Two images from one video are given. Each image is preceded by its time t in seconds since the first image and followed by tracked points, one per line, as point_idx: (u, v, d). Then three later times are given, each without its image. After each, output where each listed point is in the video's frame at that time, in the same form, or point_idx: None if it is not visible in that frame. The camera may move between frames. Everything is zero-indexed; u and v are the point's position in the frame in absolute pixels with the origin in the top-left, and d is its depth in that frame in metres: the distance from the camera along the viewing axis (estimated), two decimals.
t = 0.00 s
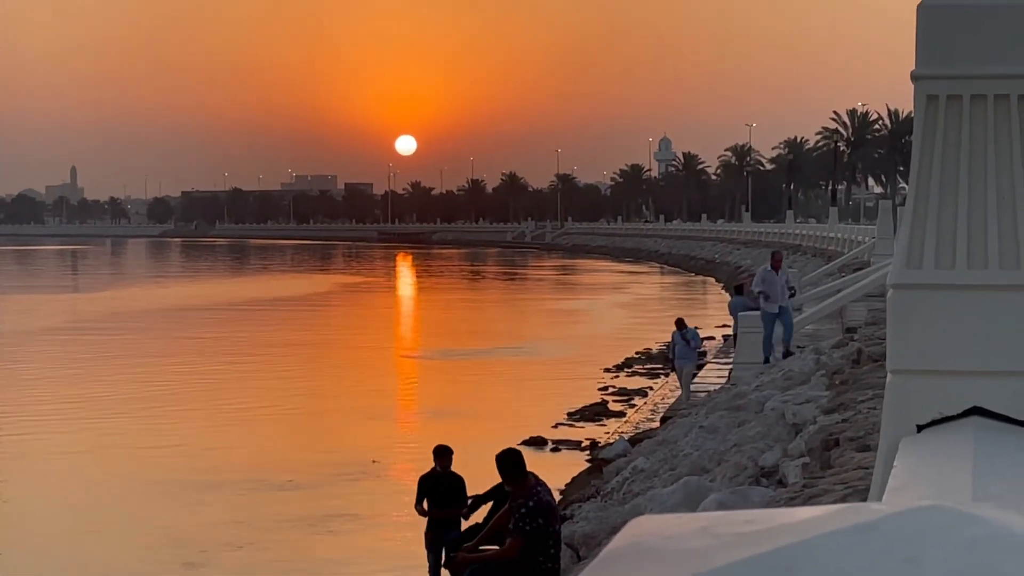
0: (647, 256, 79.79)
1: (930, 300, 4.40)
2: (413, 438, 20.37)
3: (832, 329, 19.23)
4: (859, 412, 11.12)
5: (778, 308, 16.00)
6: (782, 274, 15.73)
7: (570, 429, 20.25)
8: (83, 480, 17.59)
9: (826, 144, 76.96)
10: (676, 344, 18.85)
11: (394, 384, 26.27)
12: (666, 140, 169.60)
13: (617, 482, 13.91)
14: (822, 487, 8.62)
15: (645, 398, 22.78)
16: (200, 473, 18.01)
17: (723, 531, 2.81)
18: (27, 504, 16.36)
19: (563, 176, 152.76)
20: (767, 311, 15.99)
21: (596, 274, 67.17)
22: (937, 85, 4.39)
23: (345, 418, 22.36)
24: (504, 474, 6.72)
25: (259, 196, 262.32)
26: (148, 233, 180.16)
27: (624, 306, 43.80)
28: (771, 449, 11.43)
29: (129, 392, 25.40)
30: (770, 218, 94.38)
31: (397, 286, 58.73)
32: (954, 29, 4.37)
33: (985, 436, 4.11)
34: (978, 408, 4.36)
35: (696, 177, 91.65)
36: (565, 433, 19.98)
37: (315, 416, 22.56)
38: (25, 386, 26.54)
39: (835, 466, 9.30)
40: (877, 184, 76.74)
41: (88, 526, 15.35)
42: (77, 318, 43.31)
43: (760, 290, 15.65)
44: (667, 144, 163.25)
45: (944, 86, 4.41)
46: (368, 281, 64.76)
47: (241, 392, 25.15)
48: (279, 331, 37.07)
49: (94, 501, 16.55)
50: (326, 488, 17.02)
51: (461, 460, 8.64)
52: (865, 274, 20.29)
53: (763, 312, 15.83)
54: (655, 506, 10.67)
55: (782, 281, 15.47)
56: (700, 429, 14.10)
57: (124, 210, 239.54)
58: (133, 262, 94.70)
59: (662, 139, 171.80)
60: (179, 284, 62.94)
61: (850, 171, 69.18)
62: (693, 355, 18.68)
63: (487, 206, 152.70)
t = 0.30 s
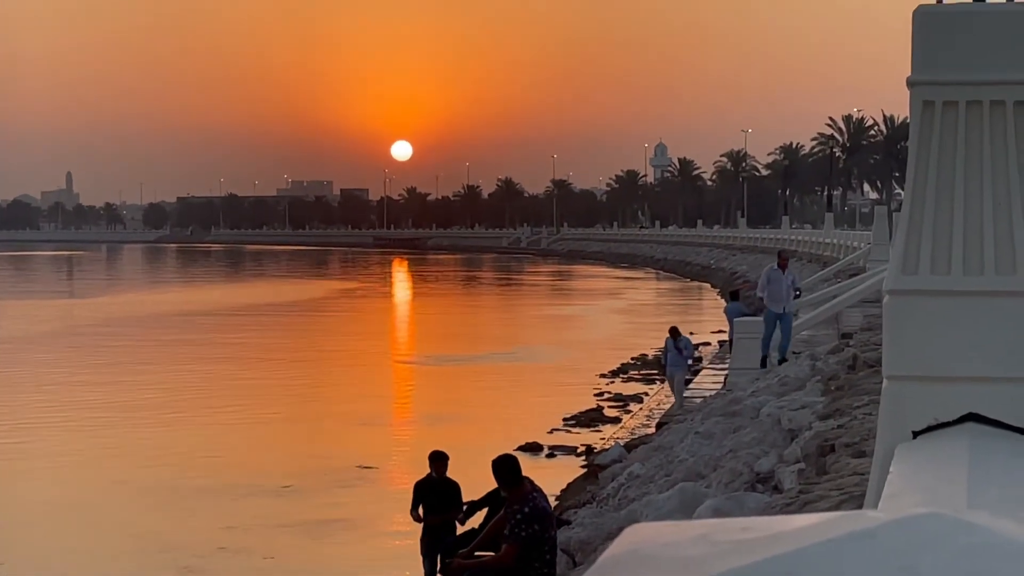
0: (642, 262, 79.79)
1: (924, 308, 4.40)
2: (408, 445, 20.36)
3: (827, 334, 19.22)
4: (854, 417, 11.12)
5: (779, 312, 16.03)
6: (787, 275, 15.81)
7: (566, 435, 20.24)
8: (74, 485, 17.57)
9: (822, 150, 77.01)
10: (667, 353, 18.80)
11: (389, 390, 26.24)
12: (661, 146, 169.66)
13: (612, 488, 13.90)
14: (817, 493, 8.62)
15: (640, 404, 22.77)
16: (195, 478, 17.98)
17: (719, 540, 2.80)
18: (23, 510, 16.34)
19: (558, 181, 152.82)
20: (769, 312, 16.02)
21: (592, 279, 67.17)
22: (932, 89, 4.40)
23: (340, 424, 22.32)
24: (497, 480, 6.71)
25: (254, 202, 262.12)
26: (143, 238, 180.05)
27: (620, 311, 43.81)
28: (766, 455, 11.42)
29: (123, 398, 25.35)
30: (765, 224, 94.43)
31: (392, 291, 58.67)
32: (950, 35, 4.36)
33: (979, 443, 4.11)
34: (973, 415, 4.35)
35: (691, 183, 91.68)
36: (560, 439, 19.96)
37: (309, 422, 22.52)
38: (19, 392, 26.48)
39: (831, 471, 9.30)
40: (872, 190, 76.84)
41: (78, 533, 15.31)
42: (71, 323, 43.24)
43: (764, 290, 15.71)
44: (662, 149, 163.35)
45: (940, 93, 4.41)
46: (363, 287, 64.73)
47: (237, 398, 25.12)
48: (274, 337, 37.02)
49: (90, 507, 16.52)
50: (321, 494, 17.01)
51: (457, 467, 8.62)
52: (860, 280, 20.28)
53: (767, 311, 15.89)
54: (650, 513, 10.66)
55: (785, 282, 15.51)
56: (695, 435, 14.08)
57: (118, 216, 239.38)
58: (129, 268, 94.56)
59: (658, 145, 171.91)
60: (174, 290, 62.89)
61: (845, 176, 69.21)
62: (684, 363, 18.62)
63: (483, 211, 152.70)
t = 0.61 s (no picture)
0: (641, 267, 79.77)
1: (923, 314, 4.41)
2: (407, 450, 20.35)
3: (826, 340, 19.21)
4: (853, 423, 11.13)
5: (780, 314, 16.06)
6: (792, 277, 15.86)
7: (565, 440, 20.22)
8: (71, 490, 17.58)
9: (821, 156, 76.99)
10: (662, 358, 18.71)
11: (388, 395, 26.24)
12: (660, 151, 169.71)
13: (611, 494, 13.89)
14: (816, 498, 8.62)
15: (639, 410, 22.76)
16: (193, 484, 17.97)
17: (717, 544, 2.81)
18: (21, 514, 16.33)
19: (557, 187, 152.86)
20: (773, 314, 16.06)
21: (590, 285, 67.18)
22: (930, 94, 4.40)
23: (338, 429, 22.32)
24: (496, 486, 6.72)
25: (253, 207, 262.09)
26: (142, 244, 180.01)
27: (617, 317, 43.77)
28: (765, 461, 11.43)
29: (120, 403, 25.35)
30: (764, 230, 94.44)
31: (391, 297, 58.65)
32: (950, 43, 4.37)
33: (978, 449, 4.12)
34: (972, 421, 4.36)
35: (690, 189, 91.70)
36: (559, 444, 19.95)
37: (308, 427, 22.52)
38: (16, 397, 26.47)
39: (829, 477, 9.30)
40: (870, 196, 76.88)
41: (77, 538, 15.31)
42: (68, 328, 43.22)
43: (768, 292, 15.75)
44: (660, 155, 163.39)
45: (939, 99, 4.41)
46: (361, 292, 64.73)
47: (236, 404, 25.12)
48: (272, 342, 37.00)
49: (89, 511, 16.52)
50: (320, 500, 17.00)
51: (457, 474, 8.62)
52: (859, 286, 20.27)
53: (771, 312, 15.93)
54: (649, 518, 10.66)
55: (790, 284, 15.56)
56: (694, 441, 14.07)
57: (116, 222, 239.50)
58: (127, 273, 94.52)
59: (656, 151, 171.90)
60: (173, 295, 62.89)
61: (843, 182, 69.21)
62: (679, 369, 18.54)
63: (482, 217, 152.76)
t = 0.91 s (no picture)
0: (642, 273, 79.73)
1: (924, 319, 4.41)
2: (409, 455, 20.34)
3: (827, 345, 19.19)
4: (854, 428, 11.13)
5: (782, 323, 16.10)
6: (795, 283, 15.94)
7: (566, 446, 20.21)
8: (71, 494, 17.60)
9: (822, 161, 76.93)
10: (659, 365, 18.66)
11: (389, 400, 26.27)
12: (661, 156, 169.52)
13: (611, 499, 13.89)
14: (817, 503, 8.63)
15: (640, 415, 22.74)
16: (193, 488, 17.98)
17: (715, 545, 2.81)
18: (22, 519, 16.34)
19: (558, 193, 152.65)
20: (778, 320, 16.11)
21: (591, 290, 67.16)
22: (932, 98, 4.40)
23: (338, 434, 22.32)
24: (497, 490, 6.73)
25: (254, 213, 262.23)
26: (143, 248, 180.08)
27: (619, 323, 43.72)
28: (766, 465, 11.43)
29: (121, 408, 25.37)
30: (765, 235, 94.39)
31: (392, 302, 58.67)
32: (953, 50, 4.38)
33: (977, 453, 4.11)
34: (972, 424, 4.35)
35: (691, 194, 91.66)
36: (560, 449, 19.96)
37: (308, 431, 22.53)
38: (17, 401, 26.49)
39: (830, 482, 9.30)
40: (871, 201, 76.93)
41: (79, 541, 15.32)
42: (69, 333, 43.24)
43: (771, 297, 15.80)
44: (661, 160, 163.35)
45: (939, 104, 4.42)
46: (363, 297, 64.66)
47: (237, 408, 25.10)
48: (273, 347, 37.02)
49: (89, 515, 16.56)
50: (320, 504, 17.01)
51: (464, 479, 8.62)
52: (860, 291, 20.26)
53: (776, 321, 15.96)
54: (649, 523, 10.66)
55: (794, 290, 15.63)
56: (695, 446, 14.08)
57: (118, 227, 239.02)
58: (130, 278, 94.40)
59: (657, 155, 171.61)
60: (173, 300, 62.96)
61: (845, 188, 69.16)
62: (677, 376, 18.51)
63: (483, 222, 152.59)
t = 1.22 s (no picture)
0: (646, 278, 79.71)
1: (927, 322, 4.41)
2: (412, 460, 20.35)
3: (831, 350, 19.20)
4: (858, 433, 11.14)
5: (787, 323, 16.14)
6: (798, 283, 15.95)
7: (569, 451, 20.22)
8: (73, 499, 17.59)
9: (826, 166, 76.92)
10: (661, 369, 18.66)
11: (393, 405, 26.28)
12: (664, 161, 169.61)
13: (616, 503, 13.89)
14: (821, 508, 8.64)
15: (644, 420, 22.74)
16: (196, 492, 18.00)
17: (720, 549, 2.80)
18: (24, 522, 16.36)
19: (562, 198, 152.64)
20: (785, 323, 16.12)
21: (594, 295, 67.15)
22: (934, 106, 4.40)
23: (341, 439, 22.31)
24: (501, 496, 6.73)
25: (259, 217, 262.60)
26: (147, 253, 180.21)
27: (623, 327, 43.73)
28: (769, 471, 11.43)
29: (123, 412, 25.39)
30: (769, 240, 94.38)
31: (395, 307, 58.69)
32: (954, 56, 4.37)
33: (980, 456, 4.11)
34: (977, 429, 4.34)
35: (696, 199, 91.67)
36: (563, 454, 19.97)
37: (311, 436, 22.55)
38: (20, 406, 26.51)
39: (835, 487, 9.31)
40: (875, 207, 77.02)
41: (79, 546, 15.32)
42: (72, 337, 43.27)
43: (777, 298, 15.80)
44: (665, 165, 163.44)
45: (945, 108, 4.41)
46: (366, 302, 64.68)
47: (240, 413, 25.11)
48: (276, 351, 37.04)
49: (91, 519, 16.58)
50: (321, 508, 17.03)
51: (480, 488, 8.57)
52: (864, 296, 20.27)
53: (782, 323, 15.97)
54: (653, 528, 10.66)
55: (798, 291, 15.64)
56: (698, 451, 14.07)
57: (123, 231, 239.18)
58: (133, 282, 94.45)
59: (661, 161, 171.66)
60: (177, 304, 63.01)
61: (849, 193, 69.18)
62: (680, 380, 18.50)
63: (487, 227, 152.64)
